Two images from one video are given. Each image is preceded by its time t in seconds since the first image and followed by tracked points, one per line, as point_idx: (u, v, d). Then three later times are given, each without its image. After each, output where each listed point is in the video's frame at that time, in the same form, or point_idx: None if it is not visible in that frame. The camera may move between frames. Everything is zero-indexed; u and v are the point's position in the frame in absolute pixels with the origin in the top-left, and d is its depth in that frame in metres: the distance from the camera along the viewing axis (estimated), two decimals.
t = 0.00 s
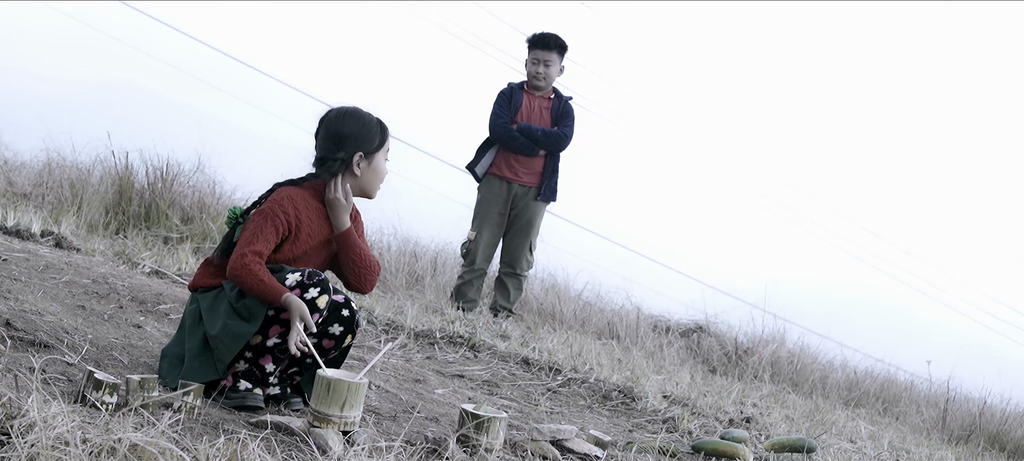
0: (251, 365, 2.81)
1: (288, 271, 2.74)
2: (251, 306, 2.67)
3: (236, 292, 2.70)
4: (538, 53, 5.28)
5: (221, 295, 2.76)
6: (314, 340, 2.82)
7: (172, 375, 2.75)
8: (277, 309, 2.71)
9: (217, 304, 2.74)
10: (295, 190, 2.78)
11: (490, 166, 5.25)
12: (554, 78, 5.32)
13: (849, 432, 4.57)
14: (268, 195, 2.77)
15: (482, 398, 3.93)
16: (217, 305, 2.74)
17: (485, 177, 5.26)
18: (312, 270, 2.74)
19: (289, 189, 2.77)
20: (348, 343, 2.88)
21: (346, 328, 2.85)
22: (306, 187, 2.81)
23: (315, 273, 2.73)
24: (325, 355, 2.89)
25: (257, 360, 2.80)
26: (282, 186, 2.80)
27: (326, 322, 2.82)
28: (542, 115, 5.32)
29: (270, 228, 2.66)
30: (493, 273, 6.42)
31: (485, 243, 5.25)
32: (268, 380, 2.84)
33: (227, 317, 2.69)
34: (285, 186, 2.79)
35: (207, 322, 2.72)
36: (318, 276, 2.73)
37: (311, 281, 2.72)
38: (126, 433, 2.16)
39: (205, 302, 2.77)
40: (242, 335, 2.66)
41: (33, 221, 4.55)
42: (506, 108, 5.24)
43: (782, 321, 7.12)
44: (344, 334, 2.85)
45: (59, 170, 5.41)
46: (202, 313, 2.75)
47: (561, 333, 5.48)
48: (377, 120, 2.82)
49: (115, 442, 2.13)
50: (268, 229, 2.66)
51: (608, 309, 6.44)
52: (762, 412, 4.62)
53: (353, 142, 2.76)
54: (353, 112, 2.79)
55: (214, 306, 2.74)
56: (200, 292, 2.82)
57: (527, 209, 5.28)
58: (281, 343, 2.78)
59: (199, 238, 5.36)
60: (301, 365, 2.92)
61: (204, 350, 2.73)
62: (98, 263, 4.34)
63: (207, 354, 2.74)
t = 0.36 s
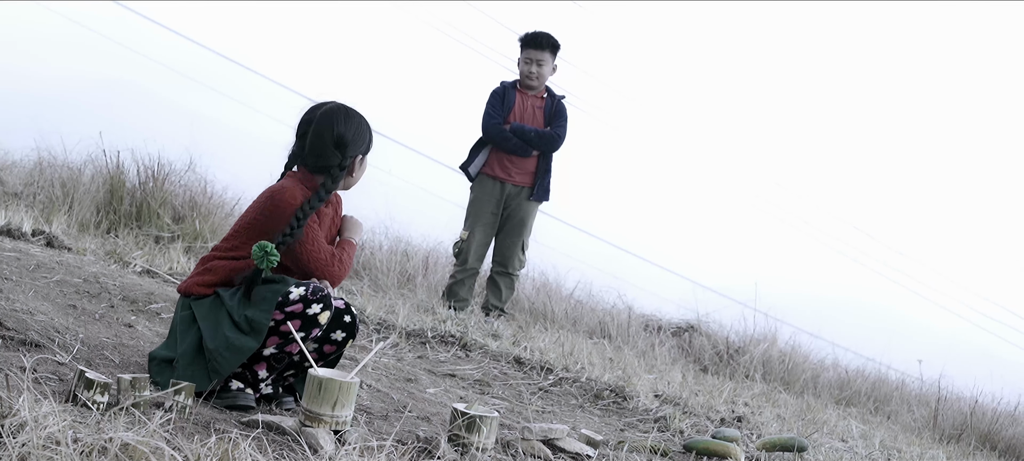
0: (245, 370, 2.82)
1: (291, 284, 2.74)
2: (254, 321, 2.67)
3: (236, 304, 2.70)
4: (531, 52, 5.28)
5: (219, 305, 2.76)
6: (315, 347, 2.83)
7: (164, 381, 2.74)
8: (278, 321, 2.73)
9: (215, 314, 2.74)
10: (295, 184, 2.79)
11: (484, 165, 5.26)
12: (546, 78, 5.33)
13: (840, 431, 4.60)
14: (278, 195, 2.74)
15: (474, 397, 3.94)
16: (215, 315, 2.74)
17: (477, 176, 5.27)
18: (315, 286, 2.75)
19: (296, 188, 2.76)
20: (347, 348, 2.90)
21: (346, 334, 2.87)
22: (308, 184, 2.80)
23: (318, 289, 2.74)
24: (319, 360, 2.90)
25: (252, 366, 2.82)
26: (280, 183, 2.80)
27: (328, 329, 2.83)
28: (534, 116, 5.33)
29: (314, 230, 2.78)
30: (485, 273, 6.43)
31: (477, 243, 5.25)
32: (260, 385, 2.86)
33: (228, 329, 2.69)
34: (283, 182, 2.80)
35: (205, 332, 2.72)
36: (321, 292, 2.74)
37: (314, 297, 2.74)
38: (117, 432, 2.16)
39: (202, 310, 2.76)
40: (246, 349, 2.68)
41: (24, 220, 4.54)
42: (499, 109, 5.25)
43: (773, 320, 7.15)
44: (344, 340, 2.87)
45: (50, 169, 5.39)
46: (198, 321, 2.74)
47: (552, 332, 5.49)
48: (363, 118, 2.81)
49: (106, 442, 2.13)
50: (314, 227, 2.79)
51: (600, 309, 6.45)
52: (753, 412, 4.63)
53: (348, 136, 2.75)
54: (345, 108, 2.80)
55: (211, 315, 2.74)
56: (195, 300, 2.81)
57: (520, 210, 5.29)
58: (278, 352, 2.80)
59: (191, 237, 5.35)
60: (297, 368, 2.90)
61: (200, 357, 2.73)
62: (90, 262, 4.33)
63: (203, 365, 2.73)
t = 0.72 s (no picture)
0: (240, 369, 2.82)
1: (284, 281, 2.73)
2: (248, 318, 2.67)
3: (229, 301, 2.70)
4: (542, 68, 5.15)
5: (213, 302, 2.76)
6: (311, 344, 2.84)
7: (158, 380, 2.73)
8: (272, 318, 2.72)
9: (209, 312, 2.74)
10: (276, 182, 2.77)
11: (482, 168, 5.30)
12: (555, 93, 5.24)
13: (835, 432, 4.61)
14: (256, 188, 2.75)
15: (469, 398, 3.95)
16: (209, 312, 2.74)
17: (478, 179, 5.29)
18: (310, 282, 2.75)
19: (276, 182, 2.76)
20: (343, 344, 2.91)
21: (342, 329, 2.88)
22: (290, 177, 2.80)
23: (312, 285, 2.74)
24: (314, 357, 2.91)
25: (247, 364, 2.81)
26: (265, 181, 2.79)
27: (324, 324, 2.84)
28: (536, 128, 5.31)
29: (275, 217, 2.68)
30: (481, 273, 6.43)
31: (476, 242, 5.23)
32: (256, 384, 2.85)
33: (221, 326, 2.69)
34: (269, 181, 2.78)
35: (199, 329, 2.72)
36: (315, 288, 2.75)
37: (307, 293, 2.74)
38: (112, 432, 2.16)
39: (196, 307, 2.76)
40: (239, 346, 2.67)
41: (20, 221, 4.53)
42: (498, 117, 5.28)
43: (768, 320, 7.17)
44: (340, 335, 2.88)
45: (46, 170, 5.39)
46: (193, 318, 2.75)
47: (548, 332, 5.50)
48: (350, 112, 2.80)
49: (102, 442, 2.13)
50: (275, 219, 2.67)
51: (596, 309, 6.46)
52: (749, 412, 4.64)
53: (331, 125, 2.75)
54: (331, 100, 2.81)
55: (206, 313, 2.74)
56: (190, 297, 2.81)
57: (516, 216, 5.30)
58: (272, 350, 2.79)
59: (187, 237, 5.34)
60: (293, 366, 2.92)
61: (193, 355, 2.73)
62: (85, 263, 4.33)
63: (197, 362, 2.73)
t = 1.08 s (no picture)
0: (239, 369, 2.81)
1: (283, 281, 2.74)
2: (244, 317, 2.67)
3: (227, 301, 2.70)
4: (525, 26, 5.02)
5: (210, 301, 2.76)
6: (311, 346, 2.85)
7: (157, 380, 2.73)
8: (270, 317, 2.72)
9: (208, 311, 2.75)
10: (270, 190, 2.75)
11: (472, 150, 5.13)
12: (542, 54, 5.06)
13: (834, 432, 4.62)
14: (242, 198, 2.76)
15: (468, 398, 3.95)
16: (207, 312, 2.74)
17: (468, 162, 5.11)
18: (307, 281, 2.75)
19: (265, 189, 2.75)
20: (341, 346, 2.91)
21: (340, 331, 2.88)
22: (280, 181, 2.79)
23: (310, 284, 2.75)
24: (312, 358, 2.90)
25: (246, 364, 2.81)
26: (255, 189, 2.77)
27: (322, 325, 2.84)
28: (527, 96, 5.11)
29: (248, 236, 2.66)
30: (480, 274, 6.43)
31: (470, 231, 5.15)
32: (254, 384, 2.85)
33: (218, 325, 2.69)
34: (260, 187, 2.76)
35: (198, 329, 2.72)
36: (313, 287, 2.75)
37: (306, 292, 2.74)
38: (111, 433, 2.16)
39: (194, 307, 2.77)
40: (232, 345, 2.66)
41: (19, 221, 4.53)
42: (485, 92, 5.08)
43: (767, 321, 7.17)
44: (338, 337, 2.88)
45: (44, 170, 5.38)
46: (192, 317, 2.76)
47: (547, 333, 5.50)
48: (355, 117, 2.79)
49: (100, 442, 2.13)
50: (248, 239, 2.66)
51: (595, 309, 6.47)
52: (747, 412, 4.65)
53: (314, 122, 2.79)
54: (332, 101, 2.83)
55: (204, 312, 2.75)
56: (188, 297, 2.82)
57: (513, 193, 5.10)
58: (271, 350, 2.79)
59: (186, 237, 5.34)
60: (291, 367, 2.92)
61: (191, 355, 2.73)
62: (84, 263, 4.33)
63: (195, 361, 2.73)
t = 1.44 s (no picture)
0: (238, 371, 2.81)
1: (278, 284, 2.72)
2: (241, 322, 2.67)
3: (223, 305, 2.70)
4: (515, 34, 4.39)
5: (206, 305, 2.76)
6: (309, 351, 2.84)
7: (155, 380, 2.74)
8: (267, 321, 2.71)
9: (204, 315, 2.75)
10: (266, 191, 2.75)
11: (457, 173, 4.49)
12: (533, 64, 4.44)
13: (834, 433, 4.62)
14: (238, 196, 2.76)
15: (467, 398, 3.95)
16: (203, 316, 2.75)
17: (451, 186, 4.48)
18: (303, 283, 2.74)
19: (261, 189, 2.75)
20: (337, 350, 2.91)
21: (337, 336, 2.87)
22: (278, 183, 2.79)
23: (306, 286, 2.74)
24: (309, 362, 2.90)
25: (245, 366, 2.81)
26: (251, 188, 2.78)
27: (319, 330, 2.84)
28: (518, 111, 4.46)
29: (241, 230, 2.66)
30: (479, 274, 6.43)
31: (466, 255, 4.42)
32: (254, 385, 2.86)
33: (214, 330, 2.70)
34: (255, 186, 2.77)
35: (194, 333, 2.73)
36: (309, 288, 2.74)
37: (302, 295, 2.72)
38: (110, 433, 2.16)
39: (190, 312, 2.77)
40: (231, 350, 2.67)
41: (18, 222, 4.53)
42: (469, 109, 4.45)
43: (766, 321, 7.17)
44: (335, 342, 2.88)
45: (44, 170, 5.38)
46: (188, 322, 2.76)
47: (546, 333, 5.50)
48: (361, 128, 2.75)
49: (100, 443, 2.13)
50: (240, 234, 2.66)
51: (595, 310, 6.46)
52: (747, 413, 4.65)
53: (319, 130, 2.75)
54: (339, 109, 2.80)
55: (200, 317, 2.75)
56: (183, 300, 2.82)
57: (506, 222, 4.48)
58: (270, 352, 2.79)
59: (185, 238, 5.34)
60: (290, 369, 2.92)
61: (188, 359, 2.74)
62: (83, 263, 4.33)
63: (192, 365, 2.74)
